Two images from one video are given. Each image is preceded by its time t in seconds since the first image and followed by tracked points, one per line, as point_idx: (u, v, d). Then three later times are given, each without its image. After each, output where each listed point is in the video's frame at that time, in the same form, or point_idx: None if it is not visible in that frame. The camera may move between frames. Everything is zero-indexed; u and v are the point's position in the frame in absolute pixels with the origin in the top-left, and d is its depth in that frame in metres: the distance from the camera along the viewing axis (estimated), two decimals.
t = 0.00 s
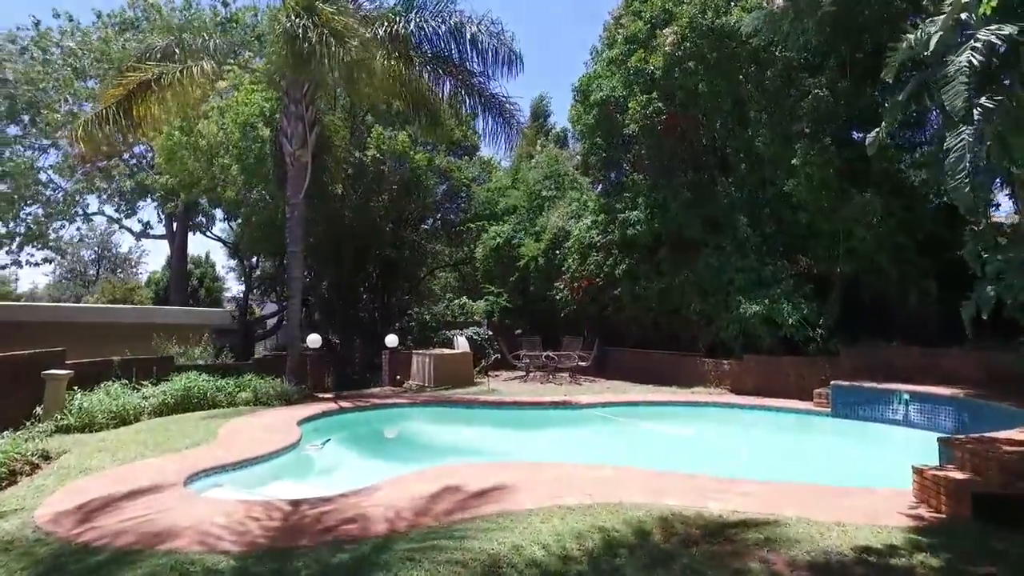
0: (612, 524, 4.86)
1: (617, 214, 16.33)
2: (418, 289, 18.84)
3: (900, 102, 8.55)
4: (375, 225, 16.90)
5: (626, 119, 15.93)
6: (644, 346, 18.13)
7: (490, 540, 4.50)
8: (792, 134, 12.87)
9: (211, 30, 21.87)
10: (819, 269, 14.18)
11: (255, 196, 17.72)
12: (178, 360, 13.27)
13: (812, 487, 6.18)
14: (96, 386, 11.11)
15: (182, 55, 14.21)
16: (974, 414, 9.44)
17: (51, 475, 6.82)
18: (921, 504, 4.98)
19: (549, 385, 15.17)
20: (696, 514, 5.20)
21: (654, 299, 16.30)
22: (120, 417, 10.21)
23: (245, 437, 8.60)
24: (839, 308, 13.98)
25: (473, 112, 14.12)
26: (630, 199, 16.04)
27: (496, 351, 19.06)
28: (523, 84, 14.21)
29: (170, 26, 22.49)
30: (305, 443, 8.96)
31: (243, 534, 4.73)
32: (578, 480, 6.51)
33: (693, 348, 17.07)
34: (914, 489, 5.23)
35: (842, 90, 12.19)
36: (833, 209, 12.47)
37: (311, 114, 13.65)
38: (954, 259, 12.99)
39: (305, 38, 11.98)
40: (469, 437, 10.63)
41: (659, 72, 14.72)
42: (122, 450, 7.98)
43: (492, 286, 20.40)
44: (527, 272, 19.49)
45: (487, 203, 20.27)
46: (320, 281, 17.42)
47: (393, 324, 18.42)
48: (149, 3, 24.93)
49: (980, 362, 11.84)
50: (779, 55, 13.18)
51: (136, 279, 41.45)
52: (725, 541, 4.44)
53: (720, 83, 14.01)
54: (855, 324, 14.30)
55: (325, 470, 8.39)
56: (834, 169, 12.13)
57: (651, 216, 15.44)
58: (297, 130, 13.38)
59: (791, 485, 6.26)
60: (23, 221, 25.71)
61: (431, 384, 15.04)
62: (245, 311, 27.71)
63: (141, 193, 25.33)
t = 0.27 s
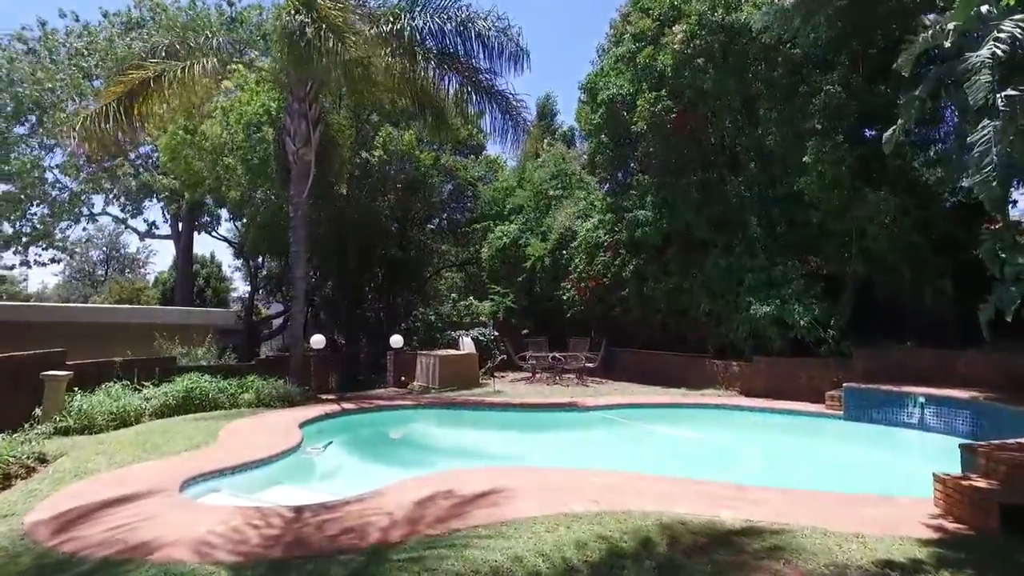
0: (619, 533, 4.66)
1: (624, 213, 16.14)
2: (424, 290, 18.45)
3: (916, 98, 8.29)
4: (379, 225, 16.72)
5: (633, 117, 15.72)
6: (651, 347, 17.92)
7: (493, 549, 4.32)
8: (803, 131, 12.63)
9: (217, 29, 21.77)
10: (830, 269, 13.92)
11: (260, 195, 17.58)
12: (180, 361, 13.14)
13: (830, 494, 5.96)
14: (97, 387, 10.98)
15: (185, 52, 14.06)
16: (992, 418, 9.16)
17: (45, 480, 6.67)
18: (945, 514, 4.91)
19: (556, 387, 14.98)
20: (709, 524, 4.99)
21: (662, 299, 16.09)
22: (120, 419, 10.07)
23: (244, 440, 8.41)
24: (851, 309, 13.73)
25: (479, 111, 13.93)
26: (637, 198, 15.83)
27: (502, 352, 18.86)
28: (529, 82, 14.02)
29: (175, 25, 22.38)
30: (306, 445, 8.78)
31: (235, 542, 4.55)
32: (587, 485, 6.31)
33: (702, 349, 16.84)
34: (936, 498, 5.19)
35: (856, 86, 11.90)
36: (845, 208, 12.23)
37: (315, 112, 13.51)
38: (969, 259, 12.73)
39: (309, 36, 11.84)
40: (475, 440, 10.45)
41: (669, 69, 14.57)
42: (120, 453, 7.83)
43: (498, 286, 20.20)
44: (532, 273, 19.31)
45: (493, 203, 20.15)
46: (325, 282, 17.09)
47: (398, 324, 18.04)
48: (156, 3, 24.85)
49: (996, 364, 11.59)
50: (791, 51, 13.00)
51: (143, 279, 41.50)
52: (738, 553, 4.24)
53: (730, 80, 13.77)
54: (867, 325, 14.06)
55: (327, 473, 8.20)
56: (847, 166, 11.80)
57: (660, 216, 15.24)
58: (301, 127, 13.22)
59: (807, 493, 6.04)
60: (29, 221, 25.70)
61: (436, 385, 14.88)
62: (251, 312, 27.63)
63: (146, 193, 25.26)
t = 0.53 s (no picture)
0: (628, 543, 4.45)
1: (632, 212, 15.92)
2: (430, 290, 18.23)
3: (934, 90, 8.02)
4: (384, 224, 16.51)
5: (641, 114, 15.46)
6: (660, 347, 17.70)
7: (496, 559, 4.12)
8: (814, 128, 12.38)
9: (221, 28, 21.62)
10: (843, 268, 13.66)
11: (265, 195, 17.42)
12: (183, 361, 12.99)
13: (848, 502, 5.72)
14: (97, 388, 10.83)
15: (186, 47, 13.85)
16: (1013, 421, 8.87)
17: (38, 483, 6.51)
18: (969, 523, 4.82)
19: (563, 388, 14.77)
20: (723, 533, 4.76)
21: (671, 299, 15.85)
22: (120, 420, 9.92)
23: (243, 441, 8.22)
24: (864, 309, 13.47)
25: (486, 108, 13.64)
26: (645, 197, 15.57)
27: (508, 352, 18.68)
28: (536, 78, 13.80)
29: (181, 24, 22.26)
30: (307, 448, 8.59)
31: (225, 551, 4.37)
32: (595, 492, 6.08)
33: (711, 349, 16.59)
34: (960, 506, 5.05)
35: (869, 82, 11.65)
36: (859, 205, 11.96)
37: (318, 109, 13.33)
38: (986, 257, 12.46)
39: (311, 32, 11.58)
40: (480, 442, 10.24)
41: (677, 67, 14.21)
42: (116, 455, 7.66)
43: (504, 285, 20.07)
44: (538, 272, 19.18)
45: (499, 201, 20.01)
46: (328, 282, 16.78)
47: (403, 325, 17.78)
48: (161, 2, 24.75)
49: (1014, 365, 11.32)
50: (802, 47, 12.73)
51: (150, 279, 41.49)
52: (755, 565, 4.03)
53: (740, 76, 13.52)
54: (881, 325, 13.79)
55: (329, 476, 8.02)
56: (860, 163, 11.54)
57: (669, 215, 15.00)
58: (304, 125, 13.04)
59: (825, 500, 5.80)
60: (35, 220, 25.63)
61: (442, 385, 14.70)
62: (256, 312, 27.53)
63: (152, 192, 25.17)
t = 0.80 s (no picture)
0: (638, 554, 4.25)
1: (640, 211, 15.70)
2: (438, 291, 17.87)
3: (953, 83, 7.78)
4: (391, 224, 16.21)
5: (651, 110, 15.19)
6: (669, 348, 17.44)
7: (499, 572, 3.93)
8: (828, 125, 12.13)
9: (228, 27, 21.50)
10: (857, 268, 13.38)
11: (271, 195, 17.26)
12: (187, 361, 12.86)
13: (867, 512, 5.49)
14: (99, 389, 10.71)
15: (190, 42, 13.59)
16: None
17: (33, 487, 6.37)
18: (998, 535, 4.62)
19: (570, 389, 14.56)
20: (739, 544, 4.53)
21: (680, 298, 15.61)
22: (121, 421, 9.78)
23: (244, 444, 8.05)
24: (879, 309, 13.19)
25: (495, 105, 13.51)
26: (652, 196, 15.26)
27: (515, 352, 18.46)
28: (544, 75, 13.59)
29: (187, 23, 22.15)
30: (310, 451, 8.43)
31: (217, 561, 4.20)
32: (605, 499, 5.86)
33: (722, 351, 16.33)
34: (987, 516, 4.83)
35: (884, 79, 11.43)
36: (874, 204, 11.70)
37: (323, 107, 13.20)
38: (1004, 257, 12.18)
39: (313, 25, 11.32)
40: (487, 444, 10.04)
41: (687, 64, 13.84)
42: (115, 458, 7.50)
43: (511, 284, 19.88)
44: (545, 272, 19.06)
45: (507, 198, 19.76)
46: (335, 282, 16.62)
47: (410, 325, 17.59)
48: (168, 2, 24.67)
49: None
50: (816, 43, 12.48)
51: (158, 279, 41.51)
52: None
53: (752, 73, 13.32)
54: (896, 325, 13.50)
55: (332, 479, 7.83)
56: (874, 161, 11.29)
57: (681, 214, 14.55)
58: (308, 123, 12.89)
59: (844, 509, 5.57)
60: (43, 221, 25.54)
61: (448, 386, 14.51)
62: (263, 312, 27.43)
63: (159, 192, 25.12)
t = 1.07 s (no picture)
0: (651, 565, 4.05)
1: (649, 210, 15.49)
2: (446, 290, 17.49)
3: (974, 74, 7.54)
4: (399, 222, 15.94)
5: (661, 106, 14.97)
6: (679, 349, 17.19)
7: None
8: (842, 121, 11.89)
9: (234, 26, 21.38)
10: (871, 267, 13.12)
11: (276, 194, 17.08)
12: (191, 362, 12.71)
13: (888, 520, 5.28)
14: (101, 389, 10.57)
15: (195, 38, 13.27)
16: None
17: (28, 490, 6.22)
18: None
19: (579, 390, 14.35)
20: (757, 555, 4.32)
21: (690, 298, 15.37)
22: (122, 422, 9.64)
23: (245, 446, 7.87)
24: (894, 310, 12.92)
25: (502, 103, 13.28)
26: (662, 194, 15.15)
27: (523, 352, 18.25)
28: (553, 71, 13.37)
29: (193, 22, 22.05)
30: (312, 454, 8.25)
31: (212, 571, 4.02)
32: (615, 505, 5.66)
33: (732, 351, 16.09)
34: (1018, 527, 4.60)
35: (900, 72, 11.22)
36: (889, 201, 11.45)
37: (328, 105, 13.04)
38: None
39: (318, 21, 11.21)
40: (494, 446, 9.86)
41: (699, 58, 13.73)
42: (114, 460, 7.35)
43: (520, 284, 19.55)
44: (552, 272, 18.78)
45: (514, 198, 19.66)
46: (343, 281, 16.53)
47: (416, 326, 17.34)
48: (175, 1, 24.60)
49: None
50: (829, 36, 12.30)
51: (166, 279, 41.55)
52: None
53: (764, 68, 13.10)
54: (912, 326, 13.22)
55: (335, 484, 7.65)
56: (890, 157, 11.04)
57: (687, 212, 14.54)
58: (313, 120, 12.75)
59: (864, 517, 5.35)
60: (50, 221, 25.39)
61: (455, 388, 14.33)
62: (269, 312, 27.34)
63: (166, 192, 25.05)
